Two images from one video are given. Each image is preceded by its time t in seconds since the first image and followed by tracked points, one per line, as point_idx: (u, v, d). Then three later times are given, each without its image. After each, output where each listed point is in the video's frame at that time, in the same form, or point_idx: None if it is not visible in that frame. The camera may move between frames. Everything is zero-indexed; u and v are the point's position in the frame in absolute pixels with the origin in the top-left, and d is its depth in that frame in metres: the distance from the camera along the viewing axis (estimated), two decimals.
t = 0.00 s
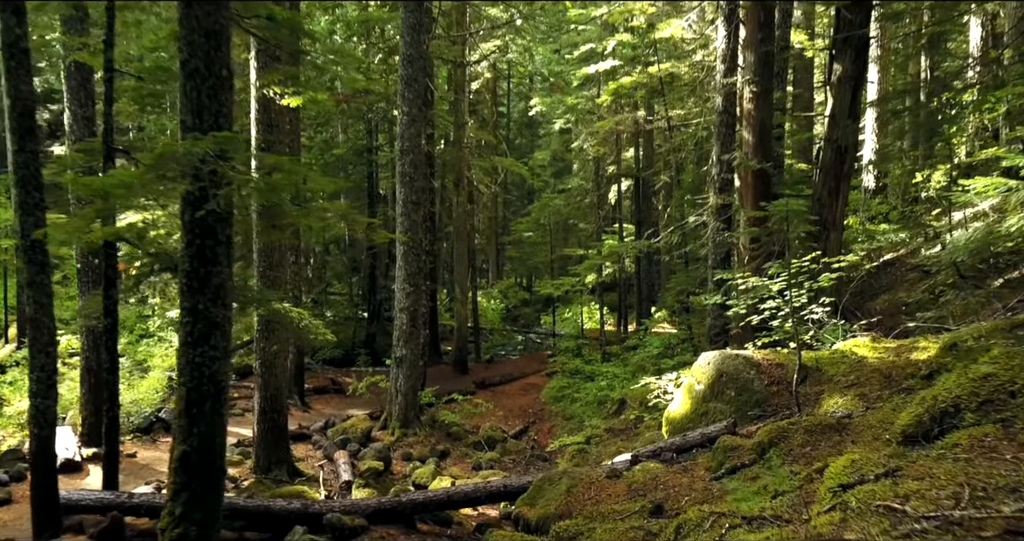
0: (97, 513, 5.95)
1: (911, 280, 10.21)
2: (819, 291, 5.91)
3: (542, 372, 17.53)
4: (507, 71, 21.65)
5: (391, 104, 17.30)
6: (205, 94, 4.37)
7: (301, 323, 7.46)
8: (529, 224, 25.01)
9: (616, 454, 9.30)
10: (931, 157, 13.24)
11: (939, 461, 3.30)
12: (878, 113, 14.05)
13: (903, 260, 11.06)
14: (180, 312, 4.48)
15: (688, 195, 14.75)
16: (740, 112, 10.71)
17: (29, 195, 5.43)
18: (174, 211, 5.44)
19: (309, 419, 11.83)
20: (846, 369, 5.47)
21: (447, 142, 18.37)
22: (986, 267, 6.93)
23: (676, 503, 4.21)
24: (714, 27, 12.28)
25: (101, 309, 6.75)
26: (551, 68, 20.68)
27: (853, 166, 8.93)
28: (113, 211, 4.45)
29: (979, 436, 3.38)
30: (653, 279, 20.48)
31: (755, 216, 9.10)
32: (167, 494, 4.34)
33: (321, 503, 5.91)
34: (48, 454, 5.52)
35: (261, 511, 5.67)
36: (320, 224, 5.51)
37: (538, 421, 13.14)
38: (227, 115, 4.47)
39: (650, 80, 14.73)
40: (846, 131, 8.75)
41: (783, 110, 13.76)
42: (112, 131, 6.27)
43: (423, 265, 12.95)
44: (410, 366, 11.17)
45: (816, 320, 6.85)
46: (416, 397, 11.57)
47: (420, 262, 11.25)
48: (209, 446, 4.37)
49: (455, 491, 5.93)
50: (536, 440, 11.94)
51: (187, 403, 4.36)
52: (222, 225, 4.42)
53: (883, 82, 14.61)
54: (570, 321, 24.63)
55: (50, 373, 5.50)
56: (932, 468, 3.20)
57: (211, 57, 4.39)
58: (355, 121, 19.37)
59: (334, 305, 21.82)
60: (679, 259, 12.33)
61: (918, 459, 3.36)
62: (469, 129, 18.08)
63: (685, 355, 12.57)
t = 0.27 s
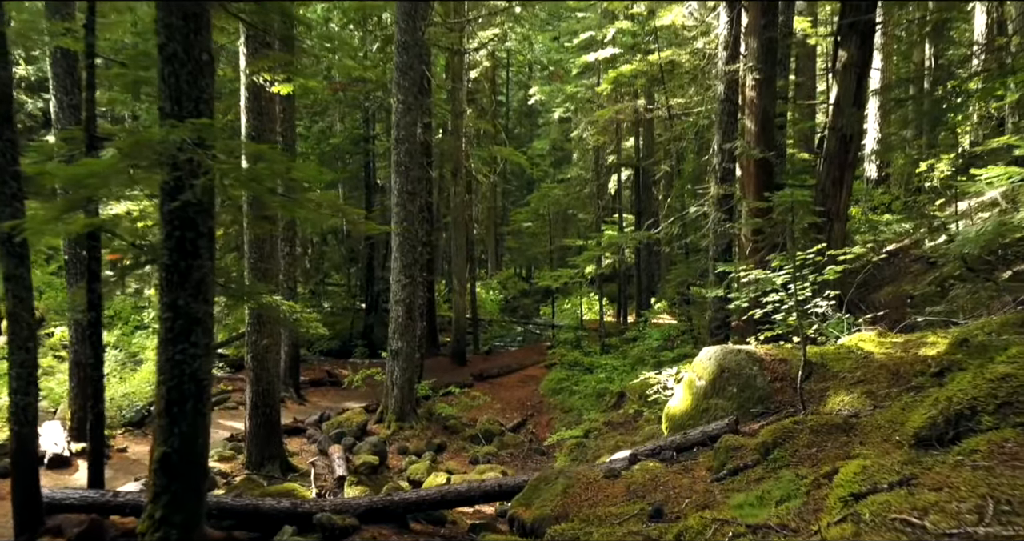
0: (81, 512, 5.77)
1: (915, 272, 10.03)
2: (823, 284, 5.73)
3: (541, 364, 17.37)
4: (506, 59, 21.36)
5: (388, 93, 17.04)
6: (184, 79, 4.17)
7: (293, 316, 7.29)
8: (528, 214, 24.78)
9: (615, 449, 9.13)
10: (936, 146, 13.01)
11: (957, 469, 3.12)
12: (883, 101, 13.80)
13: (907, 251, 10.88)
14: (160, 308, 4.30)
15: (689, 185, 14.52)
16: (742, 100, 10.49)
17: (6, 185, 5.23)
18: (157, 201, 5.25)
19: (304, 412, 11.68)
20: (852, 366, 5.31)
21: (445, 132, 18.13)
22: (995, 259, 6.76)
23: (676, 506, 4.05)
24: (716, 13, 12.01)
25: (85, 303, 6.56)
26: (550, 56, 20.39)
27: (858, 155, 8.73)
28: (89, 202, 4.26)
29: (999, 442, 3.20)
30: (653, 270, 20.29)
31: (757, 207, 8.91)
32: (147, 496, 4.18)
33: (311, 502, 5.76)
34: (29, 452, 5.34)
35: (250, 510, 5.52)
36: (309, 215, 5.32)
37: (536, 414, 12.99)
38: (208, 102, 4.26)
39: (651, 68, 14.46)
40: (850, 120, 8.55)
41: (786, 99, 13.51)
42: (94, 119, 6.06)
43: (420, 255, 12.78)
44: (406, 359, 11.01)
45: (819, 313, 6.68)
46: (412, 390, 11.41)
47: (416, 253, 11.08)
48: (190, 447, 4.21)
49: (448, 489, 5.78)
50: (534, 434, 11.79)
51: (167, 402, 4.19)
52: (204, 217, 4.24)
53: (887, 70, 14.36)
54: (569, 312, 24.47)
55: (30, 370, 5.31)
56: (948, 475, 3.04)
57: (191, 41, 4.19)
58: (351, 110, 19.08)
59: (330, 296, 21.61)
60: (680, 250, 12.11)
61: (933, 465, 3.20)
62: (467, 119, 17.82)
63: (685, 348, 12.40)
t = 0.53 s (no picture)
0: (65, 512, 5.65)
1: (919, 264, 9.86)
2: (828, 278, 5.59)
3: (540, 356, 17.25)
4: (505, 49, 21.09)
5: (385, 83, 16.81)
6: (164, 66, 3.97)
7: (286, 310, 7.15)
8: (527, 205, 24.58)
9: (614, 445, 8.99)
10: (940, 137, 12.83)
11: (974, 475, 2.95)
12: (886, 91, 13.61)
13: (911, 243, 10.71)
14: (141, 304, 4.14)
15: (690, 176, 14.33)
16: (744, 89, 10.28)
17: None
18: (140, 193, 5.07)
19: (300, 406, 11.55)
20: (858, 363, 5.16)
21: (442, 123, 17.90)
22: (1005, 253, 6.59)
23: (676, 510, 3.91)
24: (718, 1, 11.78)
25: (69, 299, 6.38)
26: (549, 46, 20.13)
27: (862, 145, 8.55)
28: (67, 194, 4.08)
29: (1019, 446, 3.03)
30: (653, 263, 20.14)
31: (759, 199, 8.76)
32: (128, 500, 4.03)
33: (302, 502, 5.62)
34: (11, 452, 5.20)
35: (238, 510, 5.38)
36: (300, 207, 5.16)
37: (535, 408, 12.87)
38: (190, 89, 4.09)
39: (651, 57, 14.23)
40: (854, 109, 8.38)
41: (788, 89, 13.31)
42: (77, 108, 5.87)
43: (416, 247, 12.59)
44: (403, 352, 10.86)
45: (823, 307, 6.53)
46: (409, 384, 11.27)
47: (412, 245, 10.90)
48: (173, 449, 4.05)
49: (443, 490, 5.63)
50: (532, 428, 11.65)
51: (148, 403, 4.03)
52: (185, 209, 4.07)
53: (891, 59, 14.13)
54: (569, 304, 24.33)
55: (11, 367, 5.15)
56: (964, 482, 2.89)
57: (172, 25, 3.99)
58: (349, 101, 18.86)
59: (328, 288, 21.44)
60: (680, 243, 11.93)
61: (948, 471, 3.04)
62: (465, 109, 17.61)
63: (685, 341, 12.26)
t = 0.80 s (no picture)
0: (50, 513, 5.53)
1: (924, 257, 9.69)
2: (833, 274, 5.44)
3: (539, 350, 17.11)
4: (503, 39, 20.84)
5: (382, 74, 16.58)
6: (144, 53, 3.78)
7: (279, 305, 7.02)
8: (526, 197, 24.38)
9: (614, 442, 8.85)
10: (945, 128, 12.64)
11: (993, 486, 2.80)
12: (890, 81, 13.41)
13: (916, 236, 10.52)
14: (121, 301, 3.97)
15: (691, 168, 14.13)
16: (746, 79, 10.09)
17: None
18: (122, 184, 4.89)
19: (295, 401, 11.41)
20: (864, 360, 5.01)
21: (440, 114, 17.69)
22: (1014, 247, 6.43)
23: (676, 515, 3.77)
24: None
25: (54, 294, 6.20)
26: (548, 36, 19.88)
27: (867, 136, 8.38)
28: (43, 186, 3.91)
29: None
30: (652, 255, 19.98)
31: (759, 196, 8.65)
32: (109, 505, 3.87)
33: (293, 502, 5.47)
34: None
35: (227, 511, 5.23)
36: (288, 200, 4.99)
37: (533, 403, 12.74)
38: (172, 77, 3.91)
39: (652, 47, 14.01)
40: (858, 99, 8.21)
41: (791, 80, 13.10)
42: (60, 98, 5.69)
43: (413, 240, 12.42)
44: (399, 347, 10.72)
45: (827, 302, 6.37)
46: (406, 379, 11.13)
47: (409, 238, 10.74)
48: (155, 451, 3.90)
49: (437, 490, 5.49)
50: (531, 423, 11.51)
51: (129, 403, 3.88)
52: (167, 203, 3.90)
53: (895, 49, 13.91)
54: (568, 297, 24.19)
55: None
56: (982, 493, 2.75)
57: (151, 10, 3.79)
58: (346, 92, 18.64)
59: (326, 280, 21.27)
60: (681, 235, 11.76)
61: (964, 480, 2.90)
62: (463, 100, 17.40)
63: (686, 336, 12.12)
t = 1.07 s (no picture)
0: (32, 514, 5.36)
1: (929, 249, 9.50)
2: (840, 269, 5.26)
3: (538, 342, 16.94)
4: (502, 28, 20.55)
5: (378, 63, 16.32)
6: (116, 37, 3.57)
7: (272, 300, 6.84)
8: (525, 188, 24.15)
9: (613, 438, 8.68)
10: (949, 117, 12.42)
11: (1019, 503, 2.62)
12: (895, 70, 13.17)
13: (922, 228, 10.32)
14: (96, 298, 3.79)
15: (692, 159, 13.91)
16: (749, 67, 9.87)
17: None
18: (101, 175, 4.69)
19: (290, 395, 11.24)
20: (872, 358, 4.84)
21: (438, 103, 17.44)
22: None
23: (677, 523, 3.59)
24: None
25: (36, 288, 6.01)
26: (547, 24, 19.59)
27: (873, 126, 8.17)
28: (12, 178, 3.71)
29: None
30: (652, 247, 19.79)
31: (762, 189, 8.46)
32: (84, 512, 3.71)
33: (281, 504, 5.29)
34: None
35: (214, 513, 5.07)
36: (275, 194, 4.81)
37: (531, 397, 12.58)
38: (149, 62, 3.71)
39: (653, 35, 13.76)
40: (865, 88, 8.01)
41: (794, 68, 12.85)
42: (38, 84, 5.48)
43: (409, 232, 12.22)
44: (395, 341, 10.54)
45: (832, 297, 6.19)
46: (402, 373, 10.96)
47: (404, 230, 10.54)
48: (132, 455, 3.73)
49: (430, 491, 5.31)
50: (529, 418, 11.35)
51: (104, 405, 3.70)
52: (143, 195, 3.71)
53: (901, 37, 13.65)
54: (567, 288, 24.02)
55: None
56: (1009, 510, 2.57)
57: None
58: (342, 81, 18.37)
59: (323, 272, 21.09)
60: (682, 227, 11.56)
61: (989, 495, 2.72)
62: (461, 90, 17.14)
63: (686, 329, 11.95)
